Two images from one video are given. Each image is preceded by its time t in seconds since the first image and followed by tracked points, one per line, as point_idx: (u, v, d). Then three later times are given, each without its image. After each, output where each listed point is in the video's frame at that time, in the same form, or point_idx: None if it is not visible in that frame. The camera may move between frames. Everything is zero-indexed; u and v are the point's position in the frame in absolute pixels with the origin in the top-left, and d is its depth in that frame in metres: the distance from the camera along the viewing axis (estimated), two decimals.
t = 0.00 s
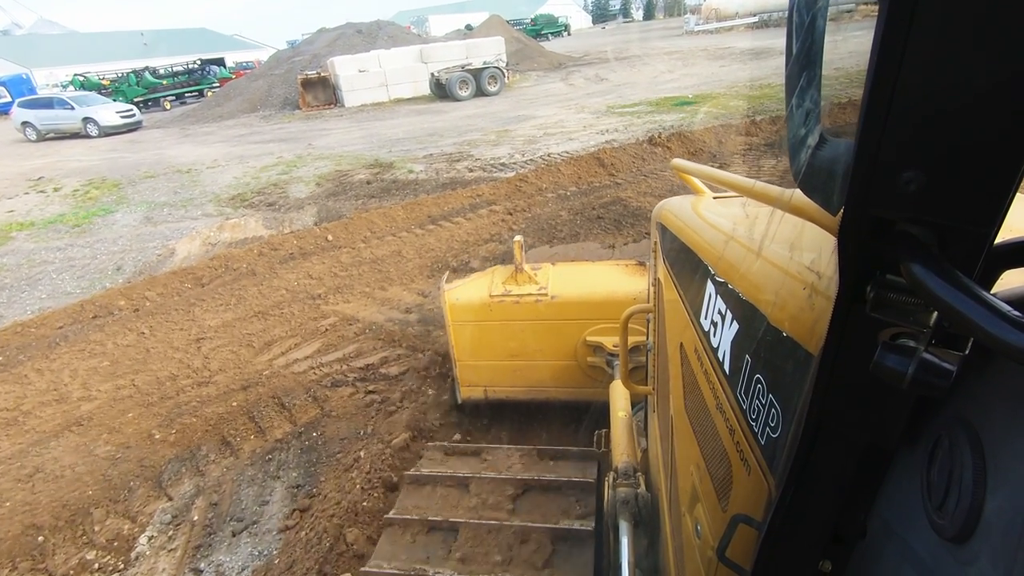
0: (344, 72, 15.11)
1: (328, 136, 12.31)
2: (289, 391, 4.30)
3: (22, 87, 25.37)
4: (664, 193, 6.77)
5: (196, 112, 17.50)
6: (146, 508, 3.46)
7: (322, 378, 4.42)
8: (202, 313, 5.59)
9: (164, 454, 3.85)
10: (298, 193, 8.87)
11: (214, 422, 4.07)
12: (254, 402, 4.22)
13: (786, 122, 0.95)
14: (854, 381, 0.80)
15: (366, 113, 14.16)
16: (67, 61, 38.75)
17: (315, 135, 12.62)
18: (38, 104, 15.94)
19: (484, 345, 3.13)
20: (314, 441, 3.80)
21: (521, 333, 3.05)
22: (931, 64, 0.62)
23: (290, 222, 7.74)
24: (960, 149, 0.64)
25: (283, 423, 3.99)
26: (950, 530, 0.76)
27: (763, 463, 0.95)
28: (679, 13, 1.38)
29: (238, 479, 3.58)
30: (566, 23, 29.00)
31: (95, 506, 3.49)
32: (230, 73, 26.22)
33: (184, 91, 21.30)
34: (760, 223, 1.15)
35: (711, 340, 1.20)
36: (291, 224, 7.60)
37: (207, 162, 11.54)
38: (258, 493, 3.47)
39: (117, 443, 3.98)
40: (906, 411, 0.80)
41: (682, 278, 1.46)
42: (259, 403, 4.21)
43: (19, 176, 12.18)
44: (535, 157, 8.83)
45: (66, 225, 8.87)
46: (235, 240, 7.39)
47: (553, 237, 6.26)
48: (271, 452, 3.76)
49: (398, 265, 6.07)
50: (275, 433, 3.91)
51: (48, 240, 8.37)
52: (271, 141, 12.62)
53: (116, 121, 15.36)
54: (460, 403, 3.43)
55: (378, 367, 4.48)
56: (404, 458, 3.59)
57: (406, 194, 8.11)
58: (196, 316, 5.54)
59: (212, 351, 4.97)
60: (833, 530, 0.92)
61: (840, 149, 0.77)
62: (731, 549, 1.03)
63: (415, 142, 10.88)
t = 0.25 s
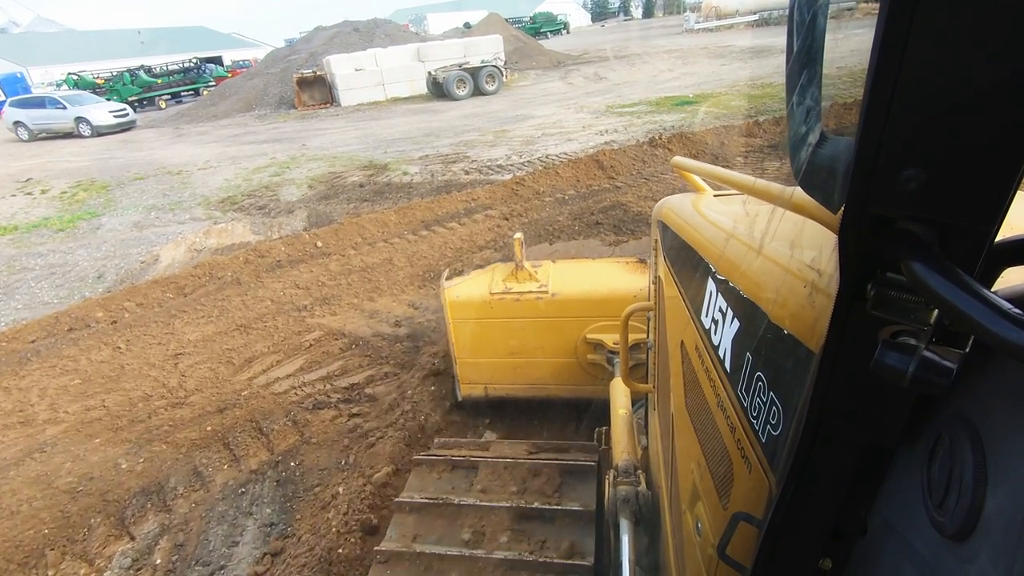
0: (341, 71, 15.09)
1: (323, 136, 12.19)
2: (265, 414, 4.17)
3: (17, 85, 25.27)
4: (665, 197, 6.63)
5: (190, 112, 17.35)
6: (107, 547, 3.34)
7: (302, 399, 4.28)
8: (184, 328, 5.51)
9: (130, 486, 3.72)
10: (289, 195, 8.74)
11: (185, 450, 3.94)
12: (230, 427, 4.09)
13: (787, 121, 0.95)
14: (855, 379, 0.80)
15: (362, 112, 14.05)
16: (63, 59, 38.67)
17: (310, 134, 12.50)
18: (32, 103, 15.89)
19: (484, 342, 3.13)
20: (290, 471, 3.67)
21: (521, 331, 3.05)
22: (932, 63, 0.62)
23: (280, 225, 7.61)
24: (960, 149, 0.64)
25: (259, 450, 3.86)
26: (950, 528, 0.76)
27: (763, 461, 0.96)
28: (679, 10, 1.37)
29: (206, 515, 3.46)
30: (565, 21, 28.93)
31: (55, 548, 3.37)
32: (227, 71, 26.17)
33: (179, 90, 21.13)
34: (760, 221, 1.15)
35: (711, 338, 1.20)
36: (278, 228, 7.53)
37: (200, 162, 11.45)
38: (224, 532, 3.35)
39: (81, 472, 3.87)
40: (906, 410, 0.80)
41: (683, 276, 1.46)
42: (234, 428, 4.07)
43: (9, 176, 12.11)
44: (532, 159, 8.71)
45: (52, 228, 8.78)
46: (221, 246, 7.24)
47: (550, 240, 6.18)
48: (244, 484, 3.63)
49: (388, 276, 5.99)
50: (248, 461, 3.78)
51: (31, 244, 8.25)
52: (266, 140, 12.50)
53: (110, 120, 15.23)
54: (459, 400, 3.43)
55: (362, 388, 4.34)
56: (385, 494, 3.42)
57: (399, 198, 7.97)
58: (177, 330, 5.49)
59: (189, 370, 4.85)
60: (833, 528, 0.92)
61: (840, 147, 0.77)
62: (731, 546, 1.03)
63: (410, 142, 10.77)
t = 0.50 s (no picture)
0: (337, 70, 15.08)
1: (318, 137, 12.05)
2: (239, 444, 3.92)
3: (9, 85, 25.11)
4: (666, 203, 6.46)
5: (184, 113, 17.19)
6: None
7: (280, 425, 4.05)
8: (161, 344, 5.32)
9: (88, 526, 3.45)
10: (280, 200, 8.63)
11: (150, 484, 3.68)
12: (201, 458, 3.84)
13: (786, 119, 0.95)
14: (855, 378, 0.80)
15: (358, 113, 13.93)
16: (58, 58, 38.52)
17: (304, 135, 12.37)
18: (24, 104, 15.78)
19: (483, 342, 3.13)
20: (262, 510, 3.41)
21: (521, 330, 3.05)
22: (931, 61, 0.62)
23: (268, 234, 7.47)
24: (961, 149, 0.64)
25: (231, 484, 3.61)
26: (949, 527, 0.76)
27: (762, 460, 0.96)
28: (678, 9, 1.37)
29: (168, 558, 3.20)
30: (564, 19, 28.89)
31: None
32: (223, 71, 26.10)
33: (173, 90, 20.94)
34: (760, 220, 1.15)
35: (711, 338, 1.20)
36: (265, 235, 7.43)
37: (191, 164, 11.29)
38: None
39: (37, 509, 3.61)
40: (906, 408, 0.80)
41: (683, 275, 1.46)
42: (204, 460, 3.82)
43: None
44: (528, 162, 8.58)
45: (35, 233, 8.60)
46: (207, 254, 7.12)
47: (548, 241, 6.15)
48: (213, 522, 3.38)
49: (376, 288, 5.83)
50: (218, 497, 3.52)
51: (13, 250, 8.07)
52: (259, 142, 12.31)
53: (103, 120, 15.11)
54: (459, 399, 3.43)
55: (345, 412, 4.12)
56: (361, 541, 3.12)
57: (391, 204, 7.84)
58: (155, 346, 5.30)
59: (163, 391, 4.64)
60: (833, 527, 0.92)
61: (840, 146, 0.77)
62: (731, 546, 1.03)
63: (406, 145, 10.59)
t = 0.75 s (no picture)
0: (333, 69, 14.98)
1: (311, 137, 11.81)
2: (207, 479, 3.59)
3: None
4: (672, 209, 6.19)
5: (177, 114, 16.85)
6: None
7: (253, 457, 3.72)
8: (133, 362, 4.97)
9: None
10: (270, 202, 8.25)
11: (107, 527, 3.35)
12: (165, 495, 3.52)
13: (786, 119, 0.95)
14: (855, 378, 0.80)
15: (354, 113, 13.70)
16: (52, 56, 38.16)
17: (298, 136, 12.13)
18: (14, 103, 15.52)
19: (484, 342, 3.13)
20: (227, 558, 3.09)
21: (522, 330, 3.05)
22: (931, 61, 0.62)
23: (254, 240, 7.06)
24: (961, 150, 0.64)
25: (195, 525, 3.28)
26: (949, 526, 0.76)
27: (763, 460, 0.96)
28: (678, 8, 1.37)
29: None
30: (564, 18, 28.72)
31: None
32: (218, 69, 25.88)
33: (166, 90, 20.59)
34: (759, 220, 1.15)
35: (711, 338, 1.20)
36: (252, 242, 7.00)
37: (181, 166, 10.92)
38: None
39: None
40: (906, 408, 0.80)
41: (683, 275, 1.46)
42: (169, 497, 3.49)
43: None
44: (528, 164, 8.27)
45: (13, 240, 8.17)
46: (191, 261, 6.72)
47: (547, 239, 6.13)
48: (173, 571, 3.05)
49: (364, 301, 5.42)
50: (180, 543, 3.20)
51: None
52: (253, 143, 12.00)
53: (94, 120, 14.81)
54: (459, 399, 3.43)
55: (324, 442, 3.80)
56: None
57: (385, 208, 7.45)
58: (126, 364, 4.95)
59: (128, 417, 4.29)
60: (833, 527, 0.92)
61: (840, 145, 0.77)
62: (732, 546, 1.03)
63: (403, 145, 10.29)
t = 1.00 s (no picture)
0: (329, 68, 14.84)
1: (306, 137, 11.65)
2: (167, 520, 3.39)
3: None
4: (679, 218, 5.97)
5: (170, 113, 16.64)
6: None
7: (219, 495, 3.51)
8: (103, 382, 4.76)
9: None
10: (259, 206, 8.04)
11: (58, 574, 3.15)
12: (123, 536, 3.32)
13: (787, 121, 0.95)
14: (856, 379, 0.80)
15: (350, 113, 13.54)
16: (47, 54, 37.93)
17: (292, 135, 11.96)
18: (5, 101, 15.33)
19: (484, 342, 3.13)
20: None
21: (522, 330, 3.05)
22: (931, 62, 0.62)
23: (238, 247, 6.82)
24: (962, 154, 0.64)
25: (151, 574, 3.08)
26: (952, 528, 0.76)
27: (764, 462, 0.95)
28: (680, 7, 1.37)
29: None
30: (564, 17, 28.64)
31: None
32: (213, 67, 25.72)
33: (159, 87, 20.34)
34: (759, 222, 1.15)
35: (711, 339, 1.20)
36: (238, 249, 6.78)
37: (172, 166, 10.73)
38: None
39: None
40: (906, 410, 0.80)
41: (683, 277, 1.45)
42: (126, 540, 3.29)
43: None
44: (525, 167, 8.08)
45: None
46: (172, 270, 6.47)
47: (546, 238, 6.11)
48: None
49: (349, 319, 5.19)
50: None
51: None
52: (246, 143, 11.84)
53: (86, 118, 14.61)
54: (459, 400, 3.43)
55: (300, 475, 3.61)
56: None
57: (377, 214, 7.22)
58: (94, 385, 4.75)
59: (90, 445, 4.07)
60: (834, 529, 0.92)
61: (840, 147, 0.77)
62: (733, 548, 1.03)
63: (398, 146, 10.15)
